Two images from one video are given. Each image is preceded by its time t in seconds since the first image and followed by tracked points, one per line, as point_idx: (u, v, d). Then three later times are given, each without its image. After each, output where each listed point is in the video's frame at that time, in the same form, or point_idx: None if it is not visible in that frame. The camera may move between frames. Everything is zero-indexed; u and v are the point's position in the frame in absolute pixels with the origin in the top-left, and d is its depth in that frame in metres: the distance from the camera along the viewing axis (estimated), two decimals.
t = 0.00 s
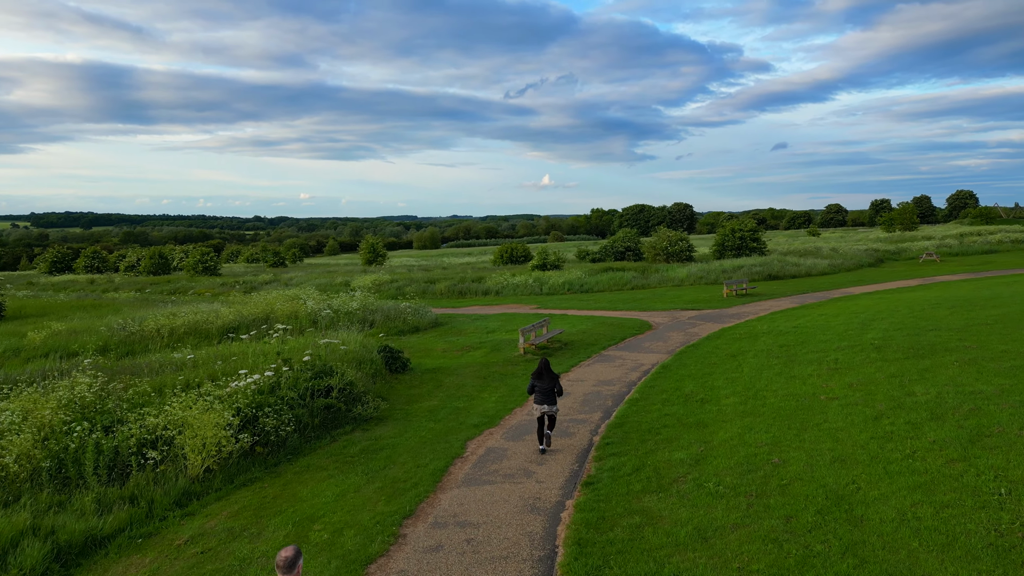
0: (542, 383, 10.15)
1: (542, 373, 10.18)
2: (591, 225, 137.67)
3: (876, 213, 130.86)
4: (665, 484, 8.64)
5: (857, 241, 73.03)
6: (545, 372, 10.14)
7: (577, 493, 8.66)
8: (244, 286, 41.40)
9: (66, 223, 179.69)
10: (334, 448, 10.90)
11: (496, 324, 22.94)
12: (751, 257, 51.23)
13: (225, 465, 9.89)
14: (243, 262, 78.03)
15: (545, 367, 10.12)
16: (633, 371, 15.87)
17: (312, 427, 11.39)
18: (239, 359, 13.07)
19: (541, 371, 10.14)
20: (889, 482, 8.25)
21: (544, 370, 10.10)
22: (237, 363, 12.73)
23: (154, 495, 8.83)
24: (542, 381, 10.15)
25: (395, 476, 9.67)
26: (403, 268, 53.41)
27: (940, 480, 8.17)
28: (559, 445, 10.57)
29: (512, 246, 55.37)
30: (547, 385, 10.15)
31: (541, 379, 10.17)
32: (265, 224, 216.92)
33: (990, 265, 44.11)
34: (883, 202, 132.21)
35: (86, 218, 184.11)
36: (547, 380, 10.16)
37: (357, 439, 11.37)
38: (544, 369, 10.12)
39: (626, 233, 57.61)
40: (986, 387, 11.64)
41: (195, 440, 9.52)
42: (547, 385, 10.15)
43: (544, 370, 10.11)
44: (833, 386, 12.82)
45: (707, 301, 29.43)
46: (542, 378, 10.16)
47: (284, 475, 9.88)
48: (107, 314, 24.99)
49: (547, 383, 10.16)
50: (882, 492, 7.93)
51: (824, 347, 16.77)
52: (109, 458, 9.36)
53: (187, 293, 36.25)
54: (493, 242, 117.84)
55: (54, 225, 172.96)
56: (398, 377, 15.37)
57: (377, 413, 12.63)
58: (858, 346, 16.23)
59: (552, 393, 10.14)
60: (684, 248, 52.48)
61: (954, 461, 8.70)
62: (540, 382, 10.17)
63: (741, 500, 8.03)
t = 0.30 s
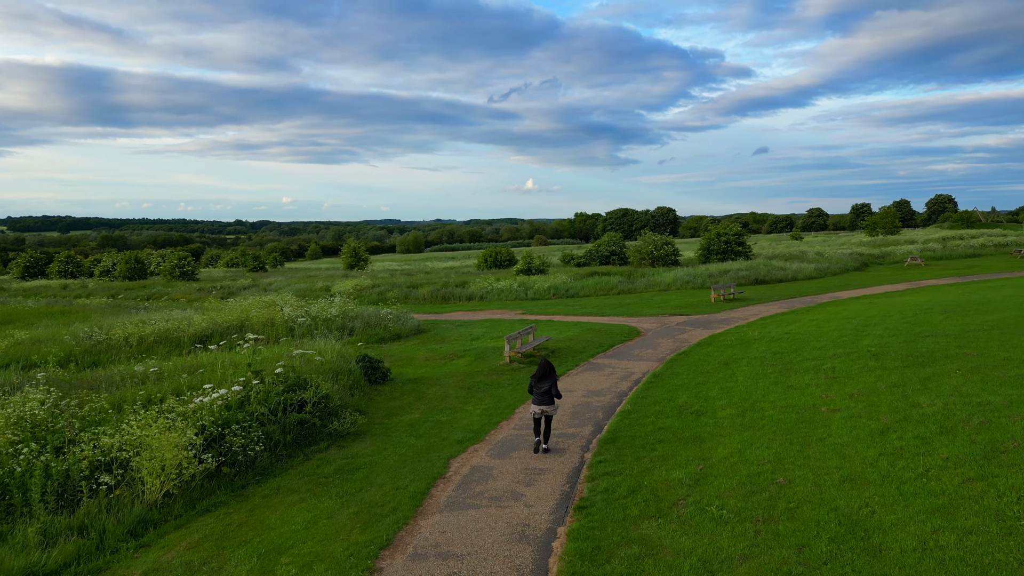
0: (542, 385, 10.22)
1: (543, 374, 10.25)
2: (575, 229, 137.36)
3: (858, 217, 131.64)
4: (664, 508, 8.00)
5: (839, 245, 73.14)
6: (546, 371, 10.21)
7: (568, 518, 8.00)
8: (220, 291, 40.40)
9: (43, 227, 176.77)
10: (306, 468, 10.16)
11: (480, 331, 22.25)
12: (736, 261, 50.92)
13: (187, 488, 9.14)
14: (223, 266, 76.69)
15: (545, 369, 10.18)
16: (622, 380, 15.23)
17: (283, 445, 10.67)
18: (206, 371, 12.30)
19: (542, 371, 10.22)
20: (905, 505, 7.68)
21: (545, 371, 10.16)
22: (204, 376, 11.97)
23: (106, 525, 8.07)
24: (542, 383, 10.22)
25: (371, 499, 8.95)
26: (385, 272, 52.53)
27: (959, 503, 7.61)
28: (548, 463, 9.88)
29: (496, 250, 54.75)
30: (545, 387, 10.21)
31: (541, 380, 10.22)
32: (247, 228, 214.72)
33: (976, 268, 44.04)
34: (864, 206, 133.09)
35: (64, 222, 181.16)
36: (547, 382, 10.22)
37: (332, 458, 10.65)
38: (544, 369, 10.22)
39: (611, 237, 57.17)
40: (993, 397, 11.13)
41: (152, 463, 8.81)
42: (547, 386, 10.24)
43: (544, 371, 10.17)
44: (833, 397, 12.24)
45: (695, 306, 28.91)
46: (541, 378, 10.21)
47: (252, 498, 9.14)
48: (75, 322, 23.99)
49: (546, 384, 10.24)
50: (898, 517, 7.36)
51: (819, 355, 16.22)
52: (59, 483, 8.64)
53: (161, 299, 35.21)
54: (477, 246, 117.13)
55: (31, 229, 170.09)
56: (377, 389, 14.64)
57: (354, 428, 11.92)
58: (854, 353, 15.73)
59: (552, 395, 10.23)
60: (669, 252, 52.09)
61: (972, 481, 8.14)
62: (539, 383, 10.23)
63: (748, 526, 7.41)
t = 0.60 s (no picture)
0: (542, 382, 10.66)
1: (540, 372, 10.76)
2: (561, 233, 136.95)
3: (843, 221, 132.13)
4: (666, 535, 7.39)
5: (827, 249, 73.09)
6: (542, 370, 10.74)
7: (562, 545, 7.37)
8: (200, 297, 39.44)
9: (23, 230, 174.20)
10: (279, 489, 9.47)
11: (467, 338, 21.61)
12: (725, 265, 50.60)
13: (148, 513, 8.42)
14: (205, 271, 75.46)
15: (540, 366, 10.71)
16: (614, 390, 14.64)
17: (255, 464, 9.96)
18: (175, 384, 11.55)
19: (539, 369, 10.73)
20: (926, 531, 7.11)
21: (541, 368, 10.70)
22: (172, 389, 11.22)
23: (55, 556, 7.34)
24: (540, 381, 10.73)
25: (348, 524, 8.27)
26: (370, 276, 51.76)
27: (984, 528, 7.05)
28: (540, 482, 9.25)
29: (482, 254, 54.14)
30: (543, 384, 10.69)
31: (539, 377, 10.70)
32: (231, 232, 212.69)
33: (965, 272, 43.84)
34: (848, 210, 133.66)
35: (44, 226, 178.60)
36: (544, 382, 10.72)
37: (308, 477, 9.95)
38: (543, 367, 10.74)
39: (599, 241, 56.70)
40: (1005, 410, 10.61)
41: (109, 488, 8.09)
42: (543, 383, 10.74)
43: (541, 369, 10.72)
44: (836, 408, 11.69)
45: (686, 311, 28.43)
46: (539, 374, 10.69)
47: (219, 524, 8.43)
48: (44, 330, 23.10)
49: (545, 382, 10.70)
50: (921, 546, 6.79)
51: (817, 362, 15.71)
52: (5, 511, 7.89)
53: (138, 305, 34.23)
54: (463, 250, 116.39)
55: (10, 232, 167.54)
56: (358, 401, 13.93)
57: (332, 444, 11.24)
58: (853, 361, 15.20)
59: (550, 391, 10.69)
60: (657, 256, 51.66)
61: (994, 503, 7.59)
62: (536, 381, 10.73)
63: (759, 556, 6.82)
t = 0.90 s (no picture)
0: (542, 384, 10.64)
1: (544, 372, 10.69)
2: (550, 236, 136.58)
3: (831, 225, 132.43)
4: (674, 564, 6.80)
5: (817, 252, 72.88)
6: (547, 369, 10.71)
7: None
8: (182, 301, 38.57)
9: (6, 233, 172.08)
10: (253, 512, 8.79)
11: (455, 344, 20.98)
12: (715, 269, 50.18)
13: (109, 541, 7.74)
14: (190, 274, 74.36)
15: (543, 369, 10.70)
16: (609, 400, 14.05)
17: (227, 484, 9.28)
18: (144, 396, 10.85)
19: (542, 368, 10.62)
20: (955, 559, 6.56)
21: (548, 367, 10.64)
22: (142, 402, 10.52)
23: None
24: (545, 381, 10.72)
25: (327, 552, 7.61)
26: (357, 280, 51.01)
27: (1018, 556, 6.50)
28: (534, 503, 8.63)
29: (471, 257, 53.51)
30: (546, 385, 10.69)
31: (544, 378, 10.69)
32: (218, 235, 210.96)
33: (957, 275, 43.60)
34: (836, 214, 134.01)
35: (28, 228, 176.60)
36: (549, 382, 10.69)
37: (286, 497, 9.28)
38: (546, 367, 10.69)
39: (589, 244, 56.18)
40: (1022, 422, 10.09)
41: (64, 514, 7.38)
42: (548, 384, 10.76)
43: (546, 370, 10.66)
44: (843, 420, 11.14)
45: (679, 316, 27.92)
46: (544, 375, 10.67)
47: (186, 553, 7.75)
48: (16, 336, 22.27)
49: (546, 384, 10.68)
50: None
51: (818, 370, 15.16)
52: None
53: (117, 310, 33.32)
54: (452, 253, 115.64)
55: None
56: (341, 412, 13.26)
57: (313, 460, 10.58)
58: (856, 369, 14.69)
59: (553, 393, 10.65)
60: (648, 259, 51.17)
61: None
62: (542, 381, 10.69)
63: None
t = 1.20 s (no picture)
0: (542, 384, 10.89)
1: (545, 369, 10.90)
2: (536, 237, 136.07)
3: (815, 226, 132.91)
4: None
5: (803, 253, 72.83)
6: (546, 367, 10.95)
7: None
8: (159, 304, 37.55)
9: None
10: (220, 538, 8.09)
11: (441, 349, 20.33)
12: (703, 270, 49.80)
13: (61, 574, 7.04)
14: (170, 275, 73.05)
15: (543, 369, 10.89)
16: (601, 409, 13.46)
17: (194, 507, 8.57)
18: (107, 410, 10.14)
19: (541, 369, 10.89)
20: None
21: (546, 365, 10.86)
22: (103, 417, 9.81)
23: None
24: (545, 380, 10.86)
25: None
26: (340, 282, 50.16)
27: None
28: (526, 526, 8.00)
29: (457, 259, 52.86)
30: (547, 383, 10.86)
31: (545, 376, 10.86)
32: (201, 237, 208.69)
33: (945, 276, 43.48)
34: (820, 215, 134.59)
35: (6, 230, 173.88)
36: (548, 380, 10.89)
37: (258, 520, 8.59)
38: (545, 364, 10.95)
39: (575, 245, 55.68)
40: None
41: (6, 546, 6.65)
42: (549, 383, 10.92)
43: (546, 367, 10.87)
44: (850, 431, 10.59)
45: (669, 319, 27.41)
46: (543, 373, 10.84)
47: None
48: None
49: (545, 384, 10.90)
50: None
51: (818, 376, 14.64)
52: None
53: (90, 314, 32.30)
54: (437, 254, 114.84)
55: None
56: (320, 424, 12.56)
57: (288, 477, 9.90)
58: (857, 375, 14.21)
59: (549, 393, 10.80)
60: (636, 261, 50.73)
61: None
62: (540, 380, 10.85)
63: None
